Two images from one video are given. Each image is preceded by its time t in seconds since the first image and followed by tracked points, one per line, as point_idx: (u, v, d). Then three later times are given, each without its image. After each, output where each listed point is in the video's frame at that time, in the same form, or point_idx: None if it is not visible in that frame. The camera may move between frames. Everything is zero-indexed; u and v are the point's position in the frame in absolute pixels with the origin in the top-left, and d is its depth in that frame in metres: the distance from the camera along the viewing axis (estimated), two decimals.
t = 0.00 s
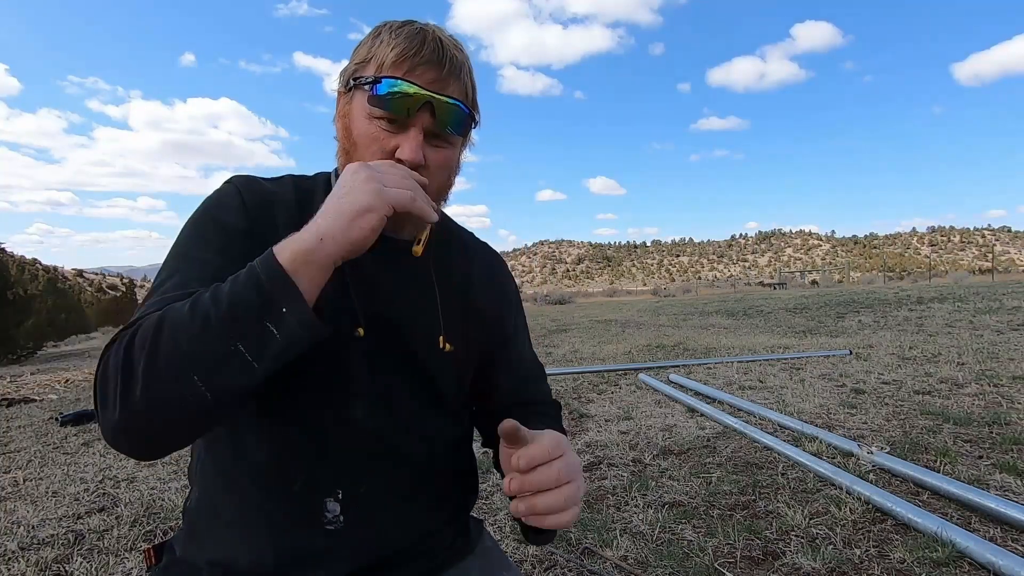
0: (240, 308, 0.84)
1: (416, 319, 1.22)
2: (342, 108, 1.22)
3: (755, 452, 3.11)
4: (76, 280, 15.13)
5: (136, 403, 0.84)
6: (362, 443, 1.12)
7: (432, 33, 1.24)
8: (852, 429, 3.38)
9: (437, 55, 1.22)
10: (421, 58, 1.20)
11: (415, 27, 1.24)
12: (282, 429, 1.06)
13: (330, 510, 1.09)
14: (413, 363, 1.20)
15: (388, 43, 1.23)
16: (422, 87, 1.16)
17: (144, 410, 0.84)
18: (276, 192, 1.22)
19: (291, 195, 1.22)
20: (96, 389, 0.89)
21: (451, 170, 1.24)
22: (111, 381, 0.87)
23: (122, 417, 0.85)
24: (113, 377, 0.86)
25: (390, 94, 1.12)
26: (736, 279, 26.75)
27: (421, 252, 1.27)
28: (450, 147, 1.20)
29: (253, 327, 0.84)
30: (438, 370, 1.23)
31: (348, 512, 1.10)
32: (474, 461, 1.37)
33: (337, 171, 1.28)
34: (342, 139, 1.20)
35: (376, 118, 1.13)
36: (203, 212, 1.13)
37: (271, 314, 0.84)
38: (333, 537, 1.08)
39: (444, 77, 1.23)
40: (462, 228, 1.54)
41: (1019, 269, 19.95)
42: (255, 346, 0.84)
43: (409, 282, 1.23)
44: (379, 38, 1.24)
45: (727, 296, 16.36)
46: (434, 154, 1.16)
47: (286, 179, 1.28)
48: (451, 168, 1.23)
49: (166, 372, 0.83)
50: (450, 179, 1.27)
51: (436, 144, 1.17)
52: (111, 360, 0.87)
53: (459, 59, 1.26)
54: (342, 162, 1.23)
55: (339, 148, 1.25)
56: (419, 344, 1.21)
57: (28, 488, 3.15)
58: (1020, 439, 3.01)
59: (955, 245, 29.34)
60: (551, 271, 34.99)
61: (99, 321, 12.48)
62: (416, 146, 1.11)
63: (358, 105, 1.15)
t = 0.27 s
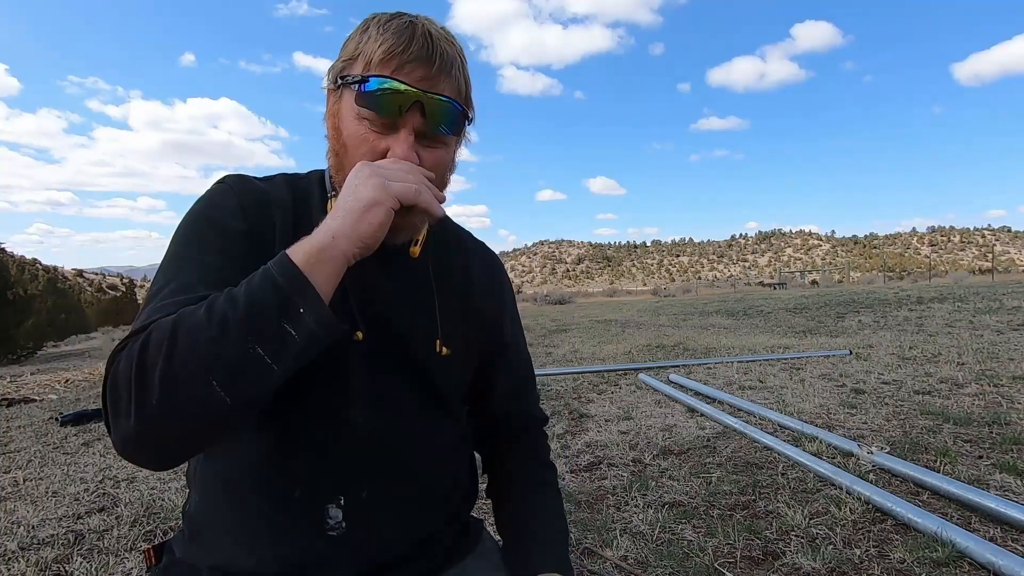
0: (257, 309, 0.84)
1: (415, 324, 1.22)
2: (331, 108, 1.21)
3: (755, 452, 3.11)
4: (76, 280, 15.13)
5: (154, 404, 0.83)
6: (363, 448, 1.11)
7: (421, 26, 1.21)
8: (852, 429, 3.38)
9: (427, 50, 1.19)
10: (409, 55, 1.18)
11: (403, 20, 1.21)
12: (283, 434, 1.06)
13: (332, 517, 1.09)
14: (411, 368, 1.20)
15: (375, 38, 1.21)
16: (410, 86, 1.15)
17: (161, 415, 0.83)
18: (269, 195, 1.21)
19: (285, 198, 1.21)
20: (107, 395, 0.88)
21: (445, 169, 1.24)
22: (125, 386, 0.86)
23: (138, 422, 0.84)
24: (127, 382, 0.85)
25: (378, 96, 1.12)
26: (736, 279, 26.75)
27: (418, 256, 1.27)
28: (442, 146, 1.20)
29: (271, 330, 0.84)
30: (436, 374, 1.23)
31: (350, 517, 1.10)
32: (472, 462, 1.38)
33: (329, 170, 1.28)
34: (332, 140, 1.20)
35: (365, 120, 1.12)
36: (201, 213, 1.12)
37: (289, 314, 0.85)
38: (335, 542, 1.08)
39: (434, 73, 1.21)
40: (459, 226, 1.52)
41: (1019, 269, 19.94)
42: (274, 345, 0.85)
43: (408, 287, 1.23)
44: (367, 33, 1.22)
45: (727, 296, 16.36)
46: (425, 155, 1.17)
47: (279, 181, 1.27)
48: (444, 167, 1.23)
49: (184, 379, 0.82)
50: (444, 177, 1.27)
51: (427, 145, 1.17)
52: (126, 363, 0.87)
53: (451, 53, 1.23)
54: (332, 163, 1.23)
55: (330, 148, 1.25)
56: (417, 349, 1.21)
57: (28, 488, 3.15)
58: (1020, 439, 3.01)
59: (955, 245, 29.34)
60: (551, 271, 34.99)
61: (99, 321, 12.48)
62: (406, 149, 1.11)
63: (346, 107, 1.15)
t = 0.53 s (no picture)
0: (206, 494, 0.84)
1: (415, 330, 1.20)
2: (342, 125, 1.15)
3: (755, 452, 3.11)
4: (76, 281, 15.14)
5: (114, 480, 0.86)
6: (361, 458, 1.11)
7: (442, 44, 1.13)
8: (852, 430, 3.38)
9: (451, 75, 1.12)
10: (434, 81, 1.11)
11: (422, 35, 1.12)
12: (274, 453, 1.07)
13: (330, 524, 1.07)
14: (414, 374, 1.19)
15: (393, 54, 1.11)
16: (436, 116, 1.11)
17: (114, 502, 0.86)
18: (262, 202, 1.19)
19: (278, 206, 1.19)
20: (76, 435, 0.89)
21: (457, 192, 1.25)
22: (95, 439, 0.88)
23: (98, 485, 0.86)
24: (92, 444, 0.87)
25: (402, 126, 1.08)
26: (736, 279, 26.75)
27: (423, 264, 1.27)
28: (459, 172, 1.20)
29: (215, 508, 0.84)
30: (436, 383, 1.23)
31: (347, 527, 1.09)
32: (471, 465, 1.37)
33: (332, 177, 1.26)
34: (344, 160, 1.16)
35: (386, 149, 1.09)
36: (185, 231, 1.09)
37: (234, 509, 0.84)
38: (333, 552, 1.08)
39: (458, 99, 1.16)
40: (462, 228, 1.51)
41: (1019, 270, 19.93)
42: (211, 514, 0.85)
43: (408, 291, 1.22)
44: (382, 46, 1.12)
45: (727, 296, 16.36)
46: (445, 183, 1.17)
47: (274, 185, 1.25)
48: (458, 190, 1.24)
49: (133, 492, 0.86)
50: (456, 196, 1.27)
51: (447, 172, 1.17)
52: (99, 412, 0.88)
53: (476, 79, 1.18)
54: (342, 181, 1.18)
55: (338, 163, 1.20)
56: (418, 355, 1.20)
57: (28, 488, 3.15)
58: (1021, 439, 3.01)
59: (955, 245, 29.32)
60: (551, 271, 34.99)
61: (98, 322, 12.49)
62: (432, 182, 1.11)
63: (364, 133, 1.11)
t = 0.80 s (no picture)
0: None
1: (422, 345, 1.19)
2: (354, 142, 1.10)
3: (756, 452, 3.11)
4: (76, 281, 15.14)
5: (132, 553, 0.90)
6: (365, 478, 1.12)
7: (469, 66, 1.05)
8: (852, 430, 3.38)
9: (477, 102, 1.06)
10: (460, 108, 1.04)
11: (449, 55, 1.03)
12: (278, 474, 1.08)
13: (330, 541, 1.11)
14: (421, 389, 1.18)
15: (416, 74, 1.03)
16: (458, 145, 1.07)
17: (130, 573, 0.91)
18: (258, 211, 1.14)
19: (275, 216, 1.15)
20: (92, 491, 0.92)
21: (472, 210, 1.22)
22: (112, 502, 0.91)
23: (115, 550, 0.90)
24: (102, 507, 0.91)
25: (423, 156, 1.04)
26: (736, 279, 26.75)
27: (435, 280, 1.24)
28: (476, 196, 1.17)
29: None
30: (442, 399, 1.21)
31: (349, 541, 1.12)
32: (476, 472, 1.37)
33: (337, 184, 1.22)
34: (355, 179, 1.12)
35: (404, 178, 1.06)
36: (172, 243, 1.04)
37: None
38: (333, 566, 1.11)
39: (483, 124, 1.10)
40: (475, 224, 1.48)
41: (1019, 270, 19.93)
42: None
43: (415, 303, 1.20)
44: (403, 64, 1.03)
45: (727, 296, 16.36)
46: (461, 209, 1.14)
47: (272, 190, 1.20)
48: (473, 212, 1.21)
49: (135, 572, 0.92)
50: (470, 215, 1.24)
51: (464, 199, 1.14)
52: (116, 482, 0.91)
53: (504, 103, 1.10)
54: (352, 199, 1.14)
55: (347, 178, 1.15)
56: (424, 372, 1.18)
57: (28, 488, 3.15)
58: (1020, 439, 3.01)
59: (955, 245, 29.32)
60: (551, 271, 34.99)
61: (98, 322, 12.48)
62: (450, 214, 1.09)
63: (380, 158, 1.06)
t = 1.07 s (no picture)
0: None
1: (429, 354, 1.19)
2: (364, 151, 1.09)
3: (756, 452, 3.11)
4: (76, 281, 15.13)
5: (129, 568, 0.90)
6: (369, 490, 1.12)
7: (489, 76, 1.02)
8: (852, 429, 3.38)
9: (496, 114, 1.04)
10: (477, 119, 1.03)
11: (468, 64, 1.01)
12: (277, 479, 1.08)
13: (336, 556, 1.11)
14: (428, 399, 1.18)
15: (433, 82, 1.01)
16: (473, 160, 1.06)
17: None
18: (258, 213, 1.13)
19: (275, 219, 1.14)
20: (83, 503, 0.91)
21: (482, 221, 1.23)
22: (104, 515, 0.90)
23: (108, 567, 0.89)
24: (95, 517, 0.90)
25: (437, 173, 1.04)
26: (736, 279, 26.75)
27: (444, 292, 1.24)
28: (488, 211, 1.17)
29: None
30: (446, 408, 1.21)
31: (355, 555, 1.12)
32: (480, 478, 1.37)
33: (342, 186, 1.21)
34: (363, 189, 1.11)
35: (415, 192, 1.06)
36: (167, 242, 1.03)
37: None
38: None
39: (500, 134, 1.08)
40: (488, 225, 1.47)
41: (1019, 270, 19.93)
42: None
43: (422, 311, 1.20)
44: (420, 70, 1.01)
45: (727, 296, 16.36)
46: (471, 225, 1.14)
47: (272, 190, 1.19)
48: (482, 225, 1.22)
49: None
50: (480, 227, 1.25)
51: (475, 215, 1.14)
52: (111, 493, 0.90)
53: (524, 114, 1.09)
54: (359, 207, 1.14)
55: (354, 186, 1.15)
56: (428, 381, 1.18)
57: (28, 488, 3.15)
58: (1020, 439, 3.01)
59: (955, 245, 29.32)
60: (551, 271, 34.99)
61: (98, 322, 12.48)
62: (461, 231, 1.09)
63: (391, 170, 1.06)
